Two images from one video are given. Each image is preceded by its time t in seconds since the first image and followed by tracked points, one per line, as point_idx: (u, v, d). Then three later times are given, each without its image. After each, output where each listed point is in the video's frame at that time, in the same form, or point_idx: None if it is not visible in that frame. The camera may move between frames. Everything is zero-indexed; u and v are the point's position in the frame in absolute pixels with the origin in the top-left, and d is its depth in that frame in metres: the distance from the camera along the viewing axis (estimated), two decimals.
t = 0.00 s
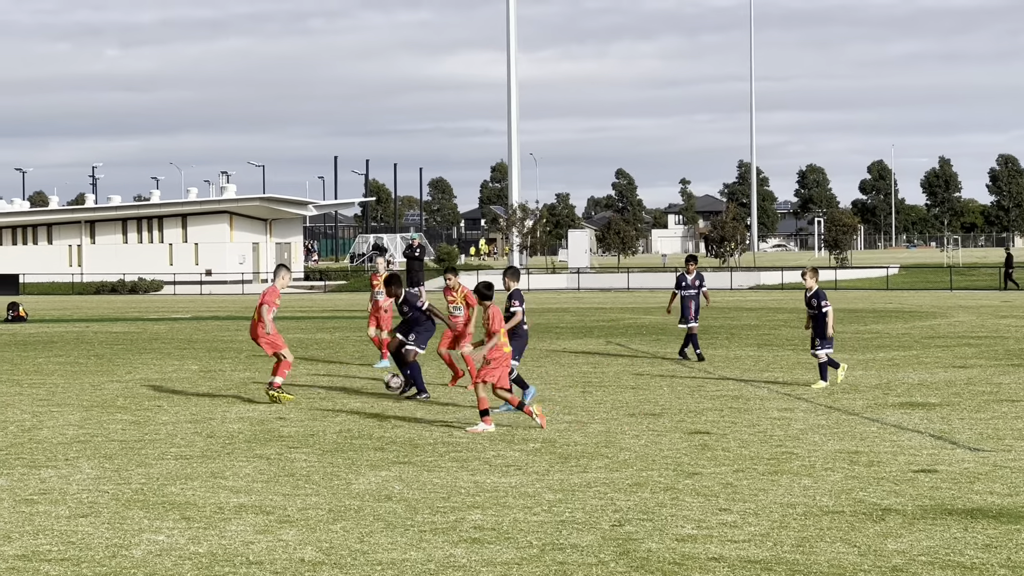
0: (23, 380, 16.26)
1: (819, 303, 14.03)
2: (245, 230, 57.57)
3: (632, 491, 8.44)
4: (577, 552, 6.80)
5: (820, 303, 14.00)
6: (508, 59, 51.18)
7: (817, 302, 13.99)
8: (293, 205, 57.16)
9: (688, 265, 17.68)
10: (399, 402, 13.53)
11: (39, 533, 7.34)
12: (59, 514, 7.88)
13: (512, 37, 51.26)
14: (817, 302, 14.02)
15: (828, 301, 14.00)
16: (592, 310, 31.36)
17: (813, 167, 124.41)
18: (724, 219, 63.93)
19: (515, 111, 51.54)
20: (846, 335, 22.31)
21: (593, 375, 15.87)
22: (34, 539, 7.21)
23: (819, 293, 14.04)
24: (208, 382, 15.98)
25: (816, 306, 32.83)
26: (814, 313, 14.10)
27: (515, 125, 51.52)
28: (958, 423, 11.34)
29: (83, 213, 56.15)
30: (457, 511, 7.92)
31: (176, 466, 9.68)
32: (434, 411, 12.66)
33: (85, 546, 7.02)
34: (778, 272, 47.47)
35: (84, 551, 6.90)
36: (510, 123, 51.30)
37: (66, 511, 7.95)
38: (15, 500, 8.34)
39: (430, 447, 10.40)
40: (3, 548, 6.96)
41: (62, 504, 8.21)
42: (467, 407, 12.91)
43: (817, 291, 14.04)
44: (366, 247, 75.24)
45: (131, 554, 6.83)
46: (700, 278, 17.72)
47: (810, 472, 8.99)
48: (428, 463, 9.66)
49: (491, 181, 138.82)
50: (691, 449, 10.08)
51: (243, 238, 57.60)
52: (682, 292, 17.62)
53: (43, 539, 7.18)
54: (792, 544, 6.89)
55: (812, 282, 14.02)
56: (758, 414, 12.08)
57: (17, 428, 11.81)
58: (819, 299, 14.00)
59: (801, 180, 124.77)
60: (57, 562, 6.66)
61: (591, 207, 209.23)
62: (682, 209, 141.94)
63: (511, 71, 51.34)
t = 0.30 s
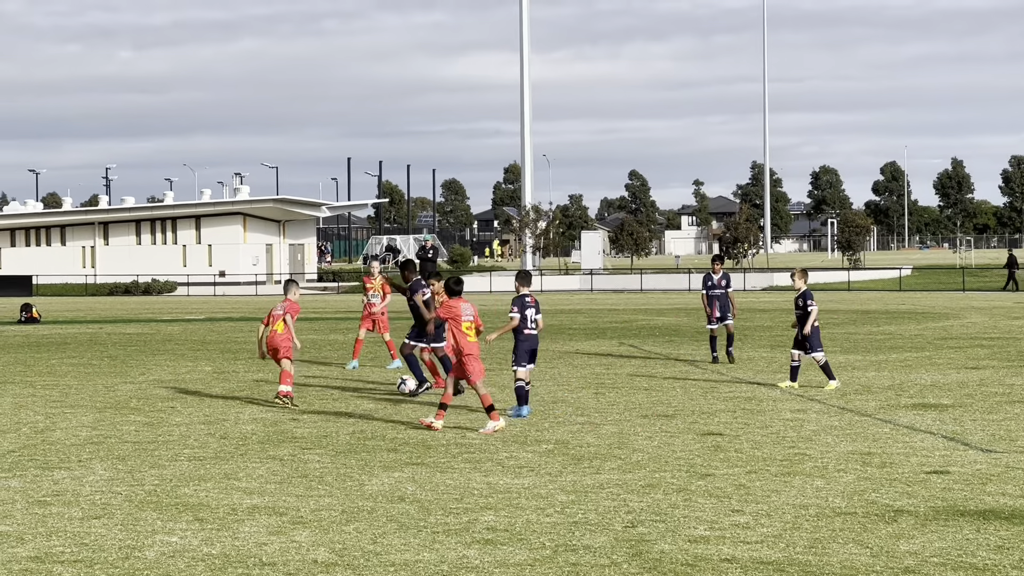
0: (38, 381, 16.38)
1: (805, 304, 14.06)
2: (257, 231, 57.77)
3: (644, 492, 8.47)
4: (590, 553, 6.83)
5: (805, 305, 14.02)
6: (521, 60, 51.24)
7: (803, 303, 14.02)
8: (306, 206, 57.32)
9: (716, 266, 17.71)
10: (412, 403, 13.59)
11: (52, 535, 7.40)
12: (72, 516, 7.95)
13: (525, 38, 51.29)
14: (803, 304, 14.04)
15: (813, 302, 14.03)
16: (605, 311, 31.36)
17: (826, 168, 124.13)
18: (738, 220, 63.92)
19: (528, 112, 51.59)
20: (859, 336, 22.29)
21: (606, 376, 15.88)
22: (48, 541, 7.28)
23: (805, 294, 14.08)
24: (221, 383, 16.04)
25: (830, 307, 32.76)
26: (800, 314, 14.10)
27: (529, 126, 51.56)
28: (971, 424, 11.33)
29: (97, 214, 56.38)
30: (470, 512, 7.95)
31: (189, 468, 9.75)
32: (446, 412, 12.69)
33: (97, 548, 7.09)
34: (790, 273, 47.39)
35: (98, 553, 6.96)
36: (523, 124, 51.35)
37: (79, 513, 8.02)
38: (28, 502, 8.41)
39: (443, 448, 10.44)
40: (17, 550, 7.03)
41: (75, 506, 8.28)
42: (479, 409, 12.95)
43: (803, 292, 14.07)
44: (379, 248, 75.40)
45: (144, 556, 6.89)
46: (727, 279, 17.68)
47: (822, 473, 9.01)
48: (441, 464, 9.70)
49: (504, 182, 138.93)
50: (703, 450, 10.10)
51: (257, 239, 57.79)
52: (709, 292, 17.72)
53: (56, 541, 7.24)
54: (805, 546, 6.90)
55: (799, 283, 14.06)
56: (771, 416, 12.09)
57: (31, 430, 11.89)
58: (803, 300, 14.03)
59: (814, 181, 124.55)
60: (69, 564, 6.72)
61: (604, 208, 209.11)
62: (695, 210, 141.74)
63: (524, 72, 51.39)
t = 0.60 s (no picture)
0: (53, 382, 16.52)
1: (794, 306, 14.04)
2: (272, 233, 58.05)
3: (658, 494, 8.51)
4: (602, 555, 6.88)
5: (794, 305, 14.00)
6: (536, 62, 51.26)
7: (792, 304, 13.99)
8: (320, 208, 57.51)
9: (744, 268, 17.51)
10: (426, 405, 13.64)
11: (66, 537, 7.49)
12: (85, 518, 8.04)
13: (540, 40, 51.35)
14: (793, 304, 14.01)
15: (801, 302, 14.00)
16: (617, 314, 31.33)
17: (841, 170, 123.78)
18: (752, 222, 63.98)
19: (542, 114, 51.62)
20: (873, 338, 22.26)
21: (620, 378, 15.90)
22: (61, 543, 7.37)
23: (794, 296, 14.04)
24: (235, 385, 16.12)
25: (843, 309, 32.70)
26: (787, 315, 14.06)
27: (543, 128, 51.61)
28: (984, 426, 11.33)
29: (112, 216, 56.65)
30: (483, 514, 8.01)
31: (203, 469, 9.84)
32: (460, 414, 12.75)
33: (112, 550, 7.17)
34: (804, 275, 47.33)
35: (112, 555, 7.04)
36: (538, 126, 51.42)
37: (93, 515, 8.10)
38: (42, 504, 8.51)
39: (456, 450, 10.49)
40: (31, 552, 7.11)
41: (88, 508, 8.37)
42: (493, 410, 13.00)
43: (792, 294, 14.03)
44: (393, 250, 75.54)
45: (158, 558, 6.97)
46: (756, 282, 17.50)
47: (836, 475, 9.04)
48: (455, 466, 9.76)
49: (518, 184, 139.02)
50: (717, 452, 10.13)
51: (271, 241, 58.03)
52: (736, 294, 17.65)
53: (70, 543, 7.33)
54: (818, 548, 6.94)
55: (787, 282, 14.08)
56: (784, 418, 12.10)
57: (46, 432, 12.00)
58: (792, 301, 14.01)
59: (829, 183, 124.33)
60: (83, 566, 6.80)
61: (619, 210, 208.96)
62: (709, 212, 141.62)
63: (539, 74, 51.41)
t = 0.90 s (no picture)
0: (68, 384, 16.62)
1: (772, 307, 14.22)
2: (285, 234, 58.23)
3: (672, 495, 8.53)
4: (616, 556, 6.89)
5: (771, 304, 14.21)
6: (549, 64, 51.29)
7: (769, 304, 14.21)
8: (334, 209, 57.68)
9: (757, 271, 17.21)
10: (440, 406, 13.64)
11: (80, 538, 7.55)
12: (99, 518, 8.10)
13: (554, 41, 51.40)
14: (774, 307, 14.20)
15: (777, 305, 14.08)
16: (631, 314, 31.34)
17: (855, 171, 123.46)
18: (766, 223, 63.87)
19: (556, 115, 51.65)
20: (887, 339, 22.21)
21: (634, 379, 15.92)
22: (75, 544, 7.41)
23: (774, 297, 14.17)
24: (249, 386, 16.19)
25: (858, 310, 32.63)
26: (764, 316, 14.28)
27: (557, 129, 51.65)
28: (999, 427, 11.31)
29: (126, 217, 56.90)
30: (496, 515, 8.04)
31: (216, 470, 9.90)
32: (475, 415, 12.79)
33: (126, 550, 7.22)
34: (818, 276, 47.24)
35: (125, 556, 7.09)
36: (552, 127, 51.47)
37: (107, 516, 8.17)
38: (56, 504, 8.58)
39: (470, 451, 10.53)
40: (45, 552, 7.17)
41: (103, 508, 8.44)
42: (507, 411, 13.04)
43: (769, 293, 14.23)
44: (406, 251, 75.67)
45: (172, 559, 7.02)
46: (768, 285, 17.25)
47: (850, 476, 9.04)
48: (468, 467, 9.79)
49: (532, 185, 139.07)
50: (731, 453, 10.14)
51: (285, 242, 58.22)
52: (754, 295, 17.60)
53: (84, 544, 7.39)
54: (832, 549, 6.95)
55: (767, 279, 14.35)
56: (799, 419, 12.11)
57: (61, 432, 12.09)
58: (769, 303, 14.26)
59: (843, 183, 124.02)
60: (97, 566, 6.86)
61: (633, 211, 208.76)
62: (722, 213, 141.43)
63: (552, 75, 51.42)
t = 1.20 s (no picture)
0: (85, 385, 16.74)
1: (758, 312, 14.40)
2: (299, 236, 58.41)
3: (686, 497, 8.54)
4: (631, 557, 6.91)
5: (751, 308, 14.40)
6: (563, 65, 51.37)
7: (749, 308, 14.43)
8: (348, 211, 57.80)
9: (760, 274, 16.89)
10: (455, 407, 13.67)
11: (98, 538, 7.61)
12: (116, 519, 8.15)
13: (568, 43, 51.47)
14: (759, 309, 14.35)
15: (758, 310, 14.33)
16: (644, 317, 31.30)
17: (868, 172, 123.10)
18: (780, 225, 63.71)
19: (569, 117, 51.71)
20: (902, 341, 22.16)
21: (649, 381, 15.89)
22: (93, 544, 7.46)
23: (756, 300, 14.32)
24: (263, 389, 16.21)
25: (873, 312, 32.49)
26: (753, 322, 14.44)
27: (571, 131, 51.67)
28: (1014, 430, 11.26)
29: (140, 220, 57.12)
30: (511, 517, 8.05)
31: (232, 472, 9.93)
32: (489, 417, 12.80)
33: (142, 551, 7.27)
34: (832, 278, 47.09)
35: (142, 556, 7.13)
36: (566, 129, 51.50)
37: (123, 517, 8.21)
38: (74, 504, 8.63)
39: (485, 453, 10.54)
40: (63, 553, 7.22)
41: (119, 509, 8.49)
42: (520, 414, 13.04)
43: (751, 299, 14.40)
44: (419, 253, 75.75)
45: (188, 559, 7.06)
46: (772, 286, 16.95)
47: (865, 479, 9.01)
48: (482, 469, 9.81)
49: (546, 186, 139.12)
50: (746, 455, 10.14)
51: (298, 244, 58.35)
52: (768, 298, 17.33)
53: (102, 544, 7.44)
54: (848, 551, 6.94)
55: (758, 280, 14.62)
56: (813, 421, 12.08)
57: (77, 434, 12.14)
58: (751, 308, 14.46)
59: (856, 185, 123.67)
60: (114, 566, 6.90)
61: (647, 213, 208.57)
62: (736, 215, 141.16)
63: (566, 77, 51.49)
